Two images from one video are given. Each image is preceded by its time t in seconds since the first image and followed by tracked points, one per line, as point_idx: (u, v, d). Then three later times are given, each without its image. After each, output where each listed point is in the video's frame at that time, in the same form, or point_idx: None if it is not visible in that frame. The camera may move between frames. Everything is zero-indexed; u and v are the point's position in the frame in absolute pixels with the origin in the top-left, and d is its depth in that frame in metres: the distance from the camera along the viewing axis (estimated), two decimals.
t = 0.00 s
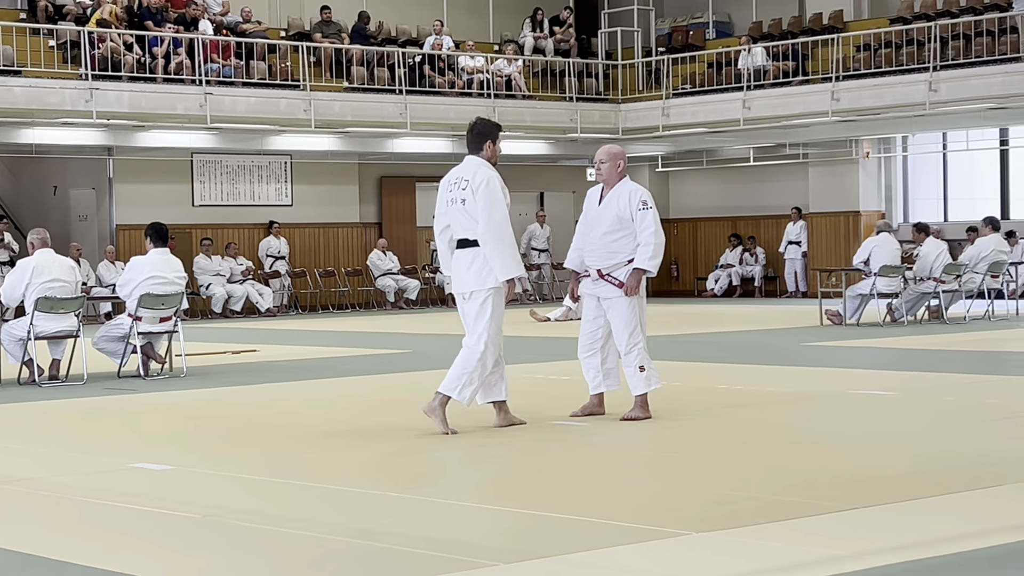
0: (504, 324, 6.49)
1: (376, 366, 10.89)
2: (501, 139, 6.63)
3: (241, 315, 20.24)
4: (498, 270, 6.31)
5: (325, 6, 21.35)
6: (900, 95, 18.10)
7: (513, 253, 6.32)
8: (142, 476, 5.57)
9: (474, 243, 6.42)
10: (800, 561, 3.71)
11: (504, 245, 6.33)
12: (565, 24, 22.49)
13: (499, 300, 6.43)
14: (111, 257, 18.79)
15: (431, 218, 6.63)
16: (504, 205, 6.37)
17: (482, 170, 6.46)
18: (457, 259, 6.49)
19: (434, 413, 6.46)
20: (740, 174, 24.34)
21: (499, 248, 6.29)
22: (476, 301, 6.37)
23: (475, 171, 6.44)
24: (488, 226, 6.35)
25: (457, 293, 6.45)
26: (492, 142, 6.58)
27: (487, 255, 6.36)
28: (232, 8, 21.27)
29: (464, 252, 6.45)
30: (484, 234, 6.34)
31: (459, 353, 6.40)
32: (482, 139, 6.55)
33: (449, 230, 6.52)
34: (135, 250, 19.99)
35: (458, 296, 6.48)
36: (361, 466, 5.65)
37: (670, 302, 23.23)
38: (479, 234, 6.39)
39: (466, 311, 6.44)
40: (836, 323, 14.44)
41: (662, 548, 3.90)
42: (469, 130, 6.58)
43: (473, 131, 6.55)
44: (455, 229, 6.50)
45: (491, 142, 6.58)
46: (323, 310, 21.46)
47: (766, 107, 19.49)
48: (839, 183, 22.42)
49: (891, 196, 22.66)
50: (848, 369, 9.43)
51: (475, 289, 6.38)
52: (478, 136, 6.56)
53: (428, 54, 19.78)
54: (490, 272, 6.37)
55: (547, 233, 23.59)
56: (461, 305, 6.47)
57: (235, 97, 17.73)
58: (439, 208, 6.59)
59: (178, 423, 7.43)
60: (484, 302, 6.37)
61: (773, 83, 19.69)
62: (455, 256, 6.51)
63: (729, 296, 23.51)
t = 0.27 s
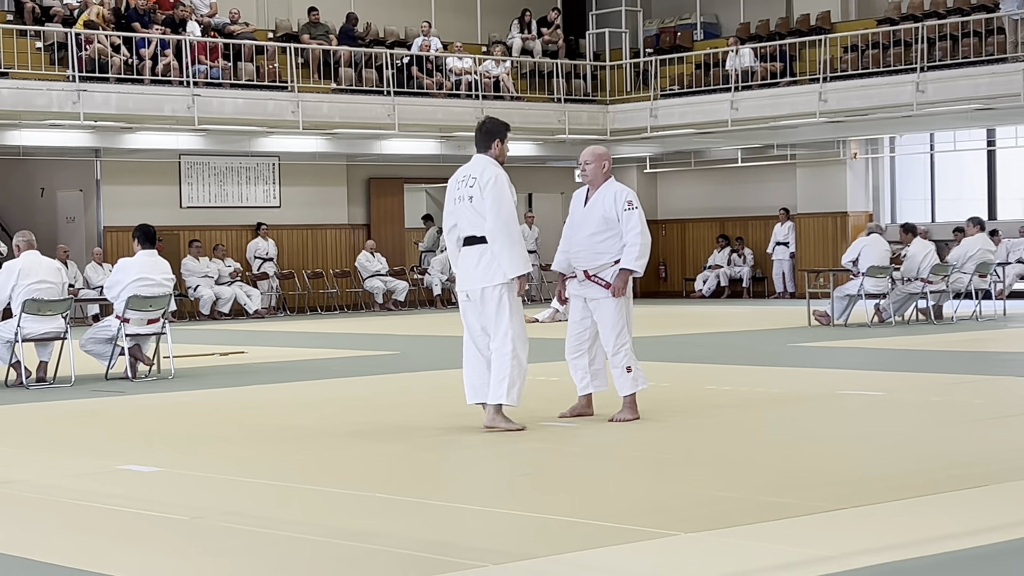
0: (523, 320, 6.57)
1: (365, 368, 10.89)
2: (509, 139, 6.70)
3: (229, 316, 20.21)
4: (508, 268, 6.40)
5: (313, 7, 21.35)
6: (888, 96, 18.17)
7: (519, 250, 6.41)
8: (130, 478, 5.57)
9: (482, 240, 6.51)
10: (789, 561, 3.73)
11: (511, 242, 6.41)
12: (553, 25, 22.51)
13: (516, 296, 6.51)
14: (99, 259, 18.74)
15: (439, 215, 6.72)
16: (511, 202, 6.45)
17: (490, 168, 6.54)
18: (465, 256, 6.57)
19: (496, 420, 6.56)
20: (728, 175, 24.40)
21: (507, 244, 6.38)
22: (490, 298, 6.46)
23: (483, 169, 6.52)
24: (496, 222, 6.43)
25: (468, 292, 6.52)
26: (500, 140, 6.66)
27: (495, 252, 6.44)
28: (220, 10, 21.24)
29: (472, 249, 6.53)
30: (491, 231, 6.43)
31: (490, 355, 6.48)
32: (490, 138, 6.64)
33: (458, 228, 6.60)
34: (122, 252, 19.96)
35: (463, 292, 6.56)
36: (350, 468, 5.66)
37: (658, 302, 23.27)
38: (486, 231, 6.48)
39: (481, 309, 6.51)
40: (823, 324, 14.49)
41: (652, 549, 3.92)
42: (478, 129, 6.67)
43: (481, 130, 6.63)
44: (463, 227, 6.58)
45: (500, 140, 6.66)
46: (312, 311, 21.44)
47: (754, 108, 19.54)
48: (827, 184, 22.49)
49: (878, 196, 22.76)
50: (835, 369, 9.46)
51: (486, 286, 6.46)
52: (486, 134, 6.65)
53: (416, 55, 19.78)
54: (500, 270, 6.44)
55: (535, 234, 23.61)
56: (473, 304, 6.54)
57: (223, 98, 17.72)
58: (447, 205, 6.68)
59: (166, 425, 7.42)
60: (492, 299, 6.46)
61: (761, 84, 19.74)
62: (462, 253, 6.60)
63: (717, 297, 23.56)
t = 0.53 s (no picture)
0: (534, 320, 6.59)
1: (356, 369, 10.89)
2: (513, 140, 6.70)
3: (218, 318, 20.18)
4: (517, 269, 6.39)
5: (302, 9, 21.33)
6: (877, 97, 18.22)
7: (530, 251, 6.40)
8: (119, 480, 5.56)
9: (491, 241, 6.50)
10: (779, 562, 3.74)
11: (521, 243, 6.40)
12: (542, 27, 22.50)
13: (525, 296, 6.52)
14: (87, 261, 18.69)
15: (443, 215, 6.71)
16: (521, 203, 6.44)
17: (499, 169, 6.53)
18: (473, 257, 6.56)
19: (527, 423, 6.57)
20: (717, 176, 24.44)
21: (517, 245, 6.37)
22: (501, 300, 6.46)
23: (492, 170, 6.51)
24: (505, 223, 6.41)
25: (477, 292, 6.51)
26: (506, 141, 6.64)
27: (504, 253, 6.43)
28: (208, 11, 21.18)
29: (481, 249, 6.52)
30: (501, 232, 6.41)
31: (507, 357, 6.49)
32: (496, 139, 6.61)
33: (466, 229, 6.59)
34: (111, 254, 19.91)
35: (470, 293, 6.55)
36: (339, 470, 5.65)
37: (648, 303, 23.30)
38: (496, 232, 6.46)
39: (491, 310, 6.50)
40: (813, 325, 14.51)
41: (643, 549, 3.92)
42: (484, 130, 6.65)
43: (487, 131, 6.62)
44: (469, 228, 6.57)
45: (505, 142, 6.65)
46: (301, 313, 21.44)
47: (743, 109, 19.59)
48: (817, 184, 22.53)
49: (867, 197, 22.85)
50: (825, 370, 9.48)
51: (496, 287, 6.46)
52: (492, 136, 6.63)
53: (405, 56, 19.76)
54: (511, 271, 6.44)
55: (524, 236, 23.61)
56: (482, 305, 6.54)
57: (212, 100, 17.69)
58: (452, 205, 6.66)
59: (156, 427, 7.40)
60: (501, 300, 6.45)
61: (750, 85, 19.77)
62: (469, 253, 6.58)
63: (707, 298, 23.60)
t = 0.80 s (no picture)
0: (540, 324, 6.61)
1: (348, 371, 10.89)
2: (521, 142, 6.72)
3: (210, 320, 20.15)
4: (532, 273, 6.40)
5: (294, 10, 21.33)
6: (868, 98, 18.28)
7: (545, 255, 6.41)
8: (111, 482, 5.55)
9: (506, 244, 6.50)
10: (771, 562, 3.75)
11: (537, 247, 6.40)
12: (533, 28, 22.51)
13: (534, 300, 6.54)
14: (79, 262, 18.65)
15: (451, 215, 6.70)
16: (536, 206, 6.44)
17: (512, 172, 6.52)
18: (484, 260, 6.55)
19: (519, 426, 6.57)
20: (708, 176, 24.48)
21: (533, 250, 6.37)
22: (512, 303, 6.46)
23: (506, 173, 6.50)
24: (520, 227, 6.40)
25: (488, 295, 6.51)
26: (515, 143, 6.67)
27: (521, 256, 6.43)
28: (200, 13, 21.16)
29: (494, 252, 6.51)
30: (516, 236, 6.41)
31: (508, 360, 6.51)
32: (506, 140, 6.64)
33: (477, 231, 6.57)
34: (102, 255, 19.86)
35: (483, 296, 6.54)
36: (332, 471, 5.65)
37: (640, 304, 23.32)
38: (512, 235, 6.46)
39: (501, 313, 6.51)
40: (805, 325, 14.53)
41: (638, 550, 3.93)
42: (492, 130, 6.67)
43: (497, 132, 6.63)
44: (481, 230, 6.55)
45: (514, 143, 6.67)
46: (292, 314, 21.45)
47: (734, 110, 19.63)
48: (808, 185, 22.58)
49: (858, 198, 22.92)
50: (817, 371, 9.50)
51: (509, 290, 6.46)
52: (501, 137, 6.65)
53: (396, 58, 19.76)
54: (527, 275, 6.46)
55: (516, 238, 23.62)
56: (491, 307, 6.53)
57: (203, 101, 17.70)
58: (462, 206, 6.64)
59: (147, 429, 7.38)
60: (514, 303, 6.46)
61: (741, 86, 19.79)
62: (480, 254, 6.57)
63: (698, 299, 23.64)
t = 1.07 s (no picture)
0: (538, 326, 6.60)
1: (342, 372, 10.88)
2: (517, 144, 6.72)
3: (202, 321, 20.13)
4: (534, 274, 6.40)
5: (286, 12, 21.33)
6: (860, 99, 18.32)
7: (547, 256, 6.40)
8: (104, 485, 5.54)
9: (507, 246, 6.50)
10: (765, 563, 3.76)
11: (537, 249, 6.39)
12: (525, 29, 22.52)
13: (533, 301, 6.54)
14: (71, 264, 18.62)
15: (448, 218, 6.71)
16: (536, 208, 6.44)
17: (511, 174, 6.52)
18: (484, 262, 6.55)
19: (513, 428, 6.58)
20: (701, 178, 24.51)
21: (534, 251, 6.36)
22: (512, 305, 6.47)
23: (504, 176, 6.50)
24: (521, 228, 6.40)
25: (488, 297, 6.51)
26: (512, 145, 6.67)
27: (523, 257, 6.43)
28: (192, 14, 21.15)
29: (494, 255, 6.51)
30: (518, 238, 6.40)
31: (505, 361, 6.51)
32: (502, 142, 6.63)
33: (477, 234, 6.58)
34: (95, 257, 19.83)
35: (484, 299, 6.54)
36: (325, 473, 5.65)
37: (633, 305, 23.35)
38: (513, 237, 6.46)
39: (501, 315, 6.51)
40: (798, 326, 14.55)
41: (630, 552, 3.94)
42: (489, 133, 6.66)
43: (493, 134, 6.63)
44: (480, 233, 6.56)
45: (511, 145, 6.67)
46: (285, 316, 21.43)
47: (727, 111, 19.65)
48: (801, 185, 22.61)
49: (851, 199, 22.99)
50: (810, 372, 9.52)
51: (510, 291, 6.46)
52: (498, 139, 6.65)
53: (389, 59, 19.75)
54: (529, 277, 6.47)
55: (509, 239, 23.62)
56: (491, 309, 6.54)
57: (195, 103, 17.70)
58: (460, 209, 6.65)
59: (140, 431, 7.37)
60: (514, 304, 6.47)
61: (734, 87, 19.82)
62: (480, 257, 6.58)
63: (691, 300, 23.66)
